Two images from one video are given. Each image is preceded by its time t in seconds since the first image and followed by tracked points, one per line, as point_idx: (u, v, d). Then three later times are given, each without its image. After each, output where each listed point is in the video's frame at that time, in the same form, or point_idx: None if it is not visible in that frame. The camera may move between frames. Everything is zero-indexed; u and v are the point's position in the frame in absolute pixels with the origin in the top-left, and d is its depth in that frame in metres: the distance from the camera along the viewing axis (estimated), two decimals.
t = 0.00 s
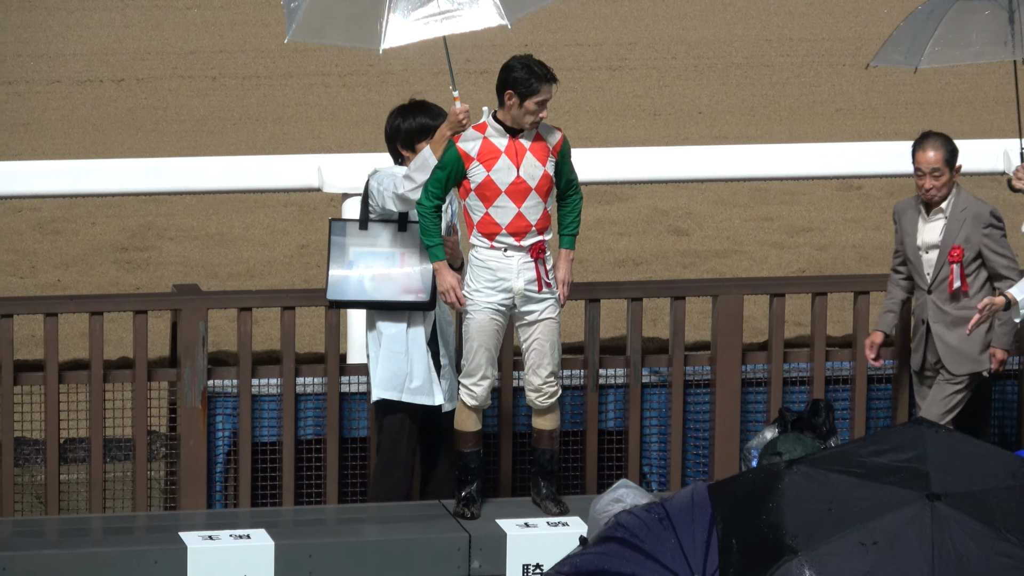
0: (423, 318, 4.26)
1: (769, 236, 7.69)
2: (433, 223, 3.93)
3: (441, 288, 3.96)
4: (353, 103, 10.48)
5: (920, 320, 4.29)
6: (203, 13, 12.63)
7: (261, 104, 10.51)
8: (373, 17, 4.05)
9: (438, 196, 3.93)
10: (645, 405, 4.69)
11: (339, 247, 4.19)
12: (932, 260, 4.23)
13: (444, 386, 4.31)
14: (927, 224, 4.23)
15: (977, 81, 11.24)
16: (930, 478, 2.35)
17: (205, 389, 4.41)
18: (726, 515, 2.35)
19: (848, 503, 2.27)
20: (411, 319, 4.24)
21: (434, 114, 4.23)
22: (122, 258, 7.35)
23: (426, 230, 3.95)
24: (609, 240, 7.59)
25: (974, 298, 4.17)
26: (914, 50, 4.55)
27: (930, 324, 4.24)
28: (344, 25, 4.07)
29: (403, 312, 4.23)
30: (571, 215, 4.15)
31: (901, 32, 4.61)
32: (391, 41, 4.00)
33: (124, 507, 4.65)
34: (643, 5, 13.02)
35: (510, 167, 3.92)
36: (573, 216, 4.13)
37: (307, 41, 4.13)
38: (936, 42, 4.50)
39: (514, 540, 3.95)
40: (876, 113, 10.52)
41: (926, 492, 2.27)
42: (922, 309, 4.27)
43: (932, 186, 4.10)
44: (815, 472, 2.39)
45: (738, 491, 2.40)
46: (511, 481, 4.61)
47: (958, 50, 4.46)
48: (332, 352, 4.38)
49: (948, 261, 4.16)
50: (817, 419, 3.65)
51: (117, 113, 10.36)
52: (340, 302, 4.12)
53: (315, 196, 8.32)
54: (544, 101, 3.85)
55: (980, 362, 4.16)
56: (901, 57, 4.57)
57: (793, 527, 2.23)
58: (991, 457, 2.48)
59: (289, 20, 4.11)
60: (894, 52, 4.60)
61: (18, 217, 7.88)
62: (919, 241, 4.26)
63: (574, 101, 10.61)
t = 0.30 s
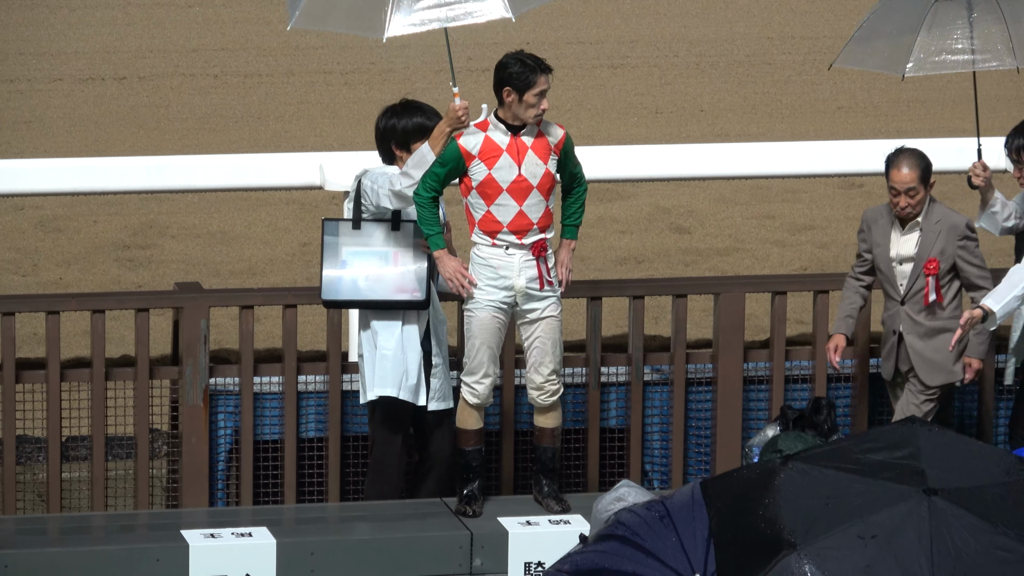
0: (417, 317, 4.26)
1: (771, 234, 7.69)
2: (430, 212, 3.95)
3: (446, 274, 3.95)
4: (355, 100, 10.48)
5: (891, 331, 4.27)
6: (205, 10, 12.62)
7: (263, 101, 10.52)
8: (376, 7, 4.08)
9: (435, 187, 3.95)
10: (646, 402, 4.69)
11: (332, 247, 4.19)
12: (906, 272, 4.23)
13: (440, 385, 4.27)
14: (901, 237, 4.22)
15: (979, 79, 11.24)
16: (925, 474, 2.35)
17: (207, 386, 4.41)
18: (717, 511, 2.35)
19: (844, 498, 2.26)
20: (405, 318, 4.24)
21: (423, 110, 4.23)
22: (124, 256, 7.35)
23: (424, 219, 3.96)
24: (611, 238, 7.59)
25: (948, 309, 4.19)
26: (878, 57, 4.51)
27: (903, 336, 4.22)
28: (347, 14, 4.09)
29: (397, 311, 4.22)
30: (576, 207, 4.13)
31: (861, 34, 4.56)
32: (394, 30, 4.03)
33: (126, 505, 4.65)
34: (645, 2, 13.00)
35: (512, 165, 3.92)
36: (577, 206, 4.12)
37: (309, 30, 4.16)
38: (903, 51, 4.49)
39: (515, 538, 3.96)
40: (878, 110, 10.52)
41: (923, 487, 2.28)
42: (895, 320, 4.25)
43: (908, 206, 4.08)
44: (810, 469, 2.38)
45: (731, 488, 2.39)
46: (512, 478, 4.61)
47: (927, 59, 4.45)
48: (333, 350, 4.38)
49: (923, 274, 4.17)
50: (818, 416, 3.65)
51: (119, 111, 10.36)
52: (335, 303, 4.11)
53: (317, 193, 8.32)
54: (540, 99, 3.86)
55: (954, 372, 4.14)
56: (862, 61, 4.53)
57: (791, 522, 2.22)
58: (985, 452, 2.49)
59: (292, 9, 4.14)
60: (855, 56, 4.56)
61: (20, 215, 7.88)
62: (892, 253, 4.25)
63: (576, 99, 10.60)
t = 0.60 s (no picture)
0: (426, 316, 4.26)
1: (774, 233, 7.68)
2: (432, 209, 3.95)
3: (452, 268, 3.96)
4: (358, 100, 10.48)
5: (869, 335, 4.15)
6: (208, 10, 12.63)
7: (266, 101, 10.52)
8: (391, 9, 4.07)
9: (437, 184, 3.95)
10: (650, 402, 4.68)
11: (339, 246, 4.19)
12: (887, 276, 4.11)
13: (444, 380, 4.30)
14: (884, 241, 4.10)
15: (981, 78, 11.23)
16: (927, 472, 2.34)
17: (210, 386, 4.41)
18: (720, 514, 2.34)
19: (848, 497, 2.26)
20: (414, 316, 4.24)
21: (429, 109, 4.24)
22: (128, 256, 7.36)
23: (426, 215, 3.97)
24: (614, 238, 7.59)
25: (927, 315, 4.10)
26: (863, 60, 4.56)
27: (885, 341, 4.11)
28: (361, 16, 4.10)
29: (405, 310, 4.23)
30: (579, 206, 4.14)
31: (836, 40, 4.63)
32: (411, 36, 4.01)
33: (130, 506, 4.65)
34: (648, 2, 13.00)
35: (516, 165, 3.92)
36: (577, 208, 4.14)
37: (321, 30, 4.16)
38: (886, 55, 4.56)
39: (518, 538, 3.96)
40: (881, 109, 10.51)
41: (925, 484, 2.27)
42: (874, 326, 4.12)
43: (894, 210, 3.94)
44: (812, 469, 2.38)
45: (732, 492, 2.38)
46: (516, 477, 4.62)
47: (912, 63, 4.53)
48: (337, 350, 4.39)
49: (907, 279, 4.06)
50: (820, 416, 3.60)
51: (122, 111, 10.37)
52: (341, 302, 4.11)
53: (320, 193, 8.32)
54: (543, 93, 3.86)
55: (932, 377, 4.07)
56: (845, 65, 4.58)
57: (794, 522, 2.22)
58: (984, 451, 2.48)
59: (303, 9, 4.14)
60: (835, 62, 4.61)
61: (23, 216, 7.89)
62: (874, 257, 4.11)
63: (579, 98, 10.60)
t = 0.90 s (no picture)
0: (433, 315, 4.29)
1: (774, 233, 7.68)
2: (433, 210, 3.95)
3: (453, 270, 3.96)
4: (359, 100, 10.48)
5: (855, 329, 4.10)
6: (209, 10, 12.62)
7: (267, 101, 10.52)
8: (395, 16, 4.08)
9: (437, 185, 3.95)
10: (650, 402, 4.68)
11: (344, 248, 4.19)
12: (877, 274, 4.05)
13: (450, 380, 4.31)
14: (874, 238, 4.04)
15: (982, 78, 11.24)
16: (929, 472, 2.33)
17: (211, 386, 4.41)
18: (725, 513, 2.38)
19: (851, 498, 2.26)
20: (421, 317, 4.26)
21: (435, 107, 4.24)
22: (128, 256, 7.36)
23: (427, 217, 3.97)
24: (614, 238, 7.59)
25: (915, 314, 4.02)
26: (856, 60, 4.63)
27: (870, 338, 4.05)
28: (365, 23, 4.11)
29: (412, 311, 4.24)
30: (577, 210, 4.14)
31: (819, 43, 4.69)
32: (416, 42, 4.03)
33: (130, 505, 4.65)
34: (649, 1, 12.99)
35: (515, 165, 3.92)
36: (578, 210, 4.13)
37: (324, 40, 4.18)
38: (873, 54, 4.64)
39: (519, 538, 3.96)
40: (881, 109, 10.50)
41: (928, 485, 2.27)
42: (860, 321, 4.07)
43: (881, 210, 3.89)
44: (815, 470, 2.38)
45: (736, 492, 2.38)
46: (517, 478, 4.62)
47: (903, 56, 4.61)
48: (337, 350, 4.38)
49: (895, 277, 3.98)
50: (820, 415, 3.51)
51: (123, 111, 10.37)
52: (347, 303, 4.12)
53: (321, 193, 8.32)
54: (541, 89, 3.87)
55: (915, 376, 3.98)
56: (837, 67, 4.64)
57: (798, 523, 2.22)
58: (990, 450, 2.47)
59: (306, 19, 4.15)
60: (823, 65, 4.67)
61: (23, 216, 7.89)
62: (864, 253, 4.07)
63: (580, 98, 10.60)
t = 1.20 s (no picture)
0: (436, 316, 4.29)
1: (773, 234, 7.68)
2: (433, 214, 3.95)
3: (452, 274, 3.96)
4: (358, 100, 10.49)
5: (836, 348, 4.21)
6: (208, 10, 12.62)
7: (266, 102, 10.52)
8: (389, 11, 4.08)
9: (437, 189, 3.95)
10: (649, 402, 4.68)
11: (346, 250, 4.19)
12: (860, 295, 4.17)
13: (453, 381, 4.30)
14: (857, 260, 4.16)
15: (981, 79, 11.24)
16: (929, 472, 2.33)
17: (210, 386, 4.41)
18: (724, 511, 2.36)
19: (849, 497, 2.26)
20: (425, 317, 4.26)
21: (433, 107, 4.24)
22: (127, 256, 7.36)
23: (427, 221, 3.97)
24: (614, 238, 7.59)
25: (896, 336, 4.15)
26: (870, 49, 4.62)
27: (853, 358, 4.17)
28: (361, 21, 4.11)
29: (416, 311, 4.24)
30: (576, 213, 4.13)
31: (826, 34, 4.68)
32: (411, 35, 4.03)
33: (129, 506, 4.65)
34: (648, 2, 12.99)
35: (514, 165, 3.92)
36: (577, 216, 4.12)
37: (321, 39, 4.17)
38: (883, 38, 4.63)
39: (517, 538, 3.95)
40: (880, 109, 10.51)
41: (927, 486, 2.27)
42: (842, 340, 4.19)
43: (867, 234, 3.99)
44: (816, 469, 2.38)
45: (737, 493, 2.38)
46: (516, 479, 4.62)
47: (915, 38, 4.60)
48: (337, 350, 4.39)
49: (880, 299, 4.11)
50: (821, 416, 3.48)
51: (122, 111, 10.36)
52: (351, 305, 4.12)
53: (320, 194, 8.32)
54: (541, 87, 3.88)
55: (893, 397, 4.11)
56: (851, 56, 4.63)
57: (796, 522, 2.23)
58: (992, 453, 2.47)
59: (301, 18, 4.13)
60: (834, 52, 4.64)
61: (22, 216, 7.89)
62: (848, 275, 4.18)
63: (579, 99, 10.61)
